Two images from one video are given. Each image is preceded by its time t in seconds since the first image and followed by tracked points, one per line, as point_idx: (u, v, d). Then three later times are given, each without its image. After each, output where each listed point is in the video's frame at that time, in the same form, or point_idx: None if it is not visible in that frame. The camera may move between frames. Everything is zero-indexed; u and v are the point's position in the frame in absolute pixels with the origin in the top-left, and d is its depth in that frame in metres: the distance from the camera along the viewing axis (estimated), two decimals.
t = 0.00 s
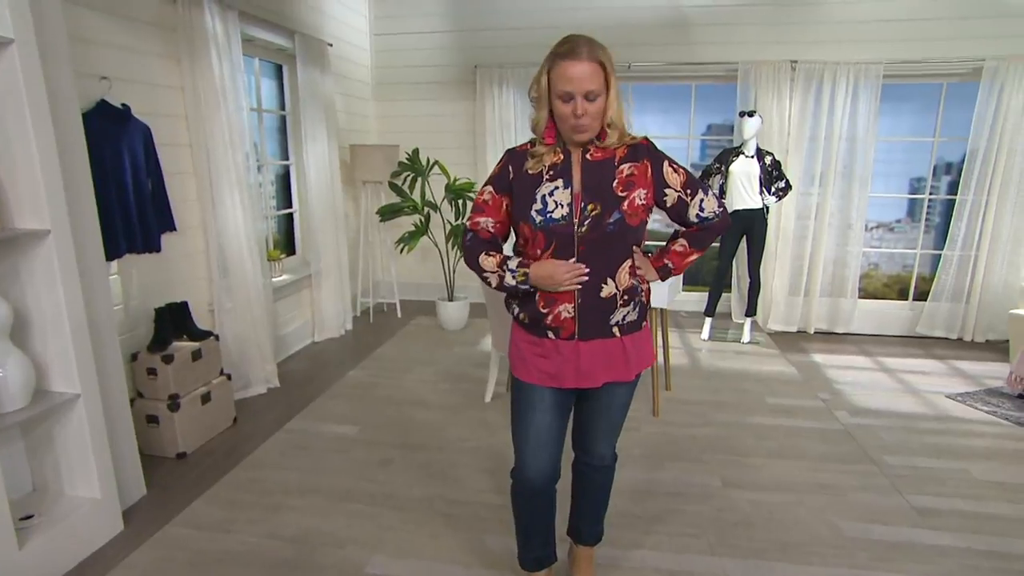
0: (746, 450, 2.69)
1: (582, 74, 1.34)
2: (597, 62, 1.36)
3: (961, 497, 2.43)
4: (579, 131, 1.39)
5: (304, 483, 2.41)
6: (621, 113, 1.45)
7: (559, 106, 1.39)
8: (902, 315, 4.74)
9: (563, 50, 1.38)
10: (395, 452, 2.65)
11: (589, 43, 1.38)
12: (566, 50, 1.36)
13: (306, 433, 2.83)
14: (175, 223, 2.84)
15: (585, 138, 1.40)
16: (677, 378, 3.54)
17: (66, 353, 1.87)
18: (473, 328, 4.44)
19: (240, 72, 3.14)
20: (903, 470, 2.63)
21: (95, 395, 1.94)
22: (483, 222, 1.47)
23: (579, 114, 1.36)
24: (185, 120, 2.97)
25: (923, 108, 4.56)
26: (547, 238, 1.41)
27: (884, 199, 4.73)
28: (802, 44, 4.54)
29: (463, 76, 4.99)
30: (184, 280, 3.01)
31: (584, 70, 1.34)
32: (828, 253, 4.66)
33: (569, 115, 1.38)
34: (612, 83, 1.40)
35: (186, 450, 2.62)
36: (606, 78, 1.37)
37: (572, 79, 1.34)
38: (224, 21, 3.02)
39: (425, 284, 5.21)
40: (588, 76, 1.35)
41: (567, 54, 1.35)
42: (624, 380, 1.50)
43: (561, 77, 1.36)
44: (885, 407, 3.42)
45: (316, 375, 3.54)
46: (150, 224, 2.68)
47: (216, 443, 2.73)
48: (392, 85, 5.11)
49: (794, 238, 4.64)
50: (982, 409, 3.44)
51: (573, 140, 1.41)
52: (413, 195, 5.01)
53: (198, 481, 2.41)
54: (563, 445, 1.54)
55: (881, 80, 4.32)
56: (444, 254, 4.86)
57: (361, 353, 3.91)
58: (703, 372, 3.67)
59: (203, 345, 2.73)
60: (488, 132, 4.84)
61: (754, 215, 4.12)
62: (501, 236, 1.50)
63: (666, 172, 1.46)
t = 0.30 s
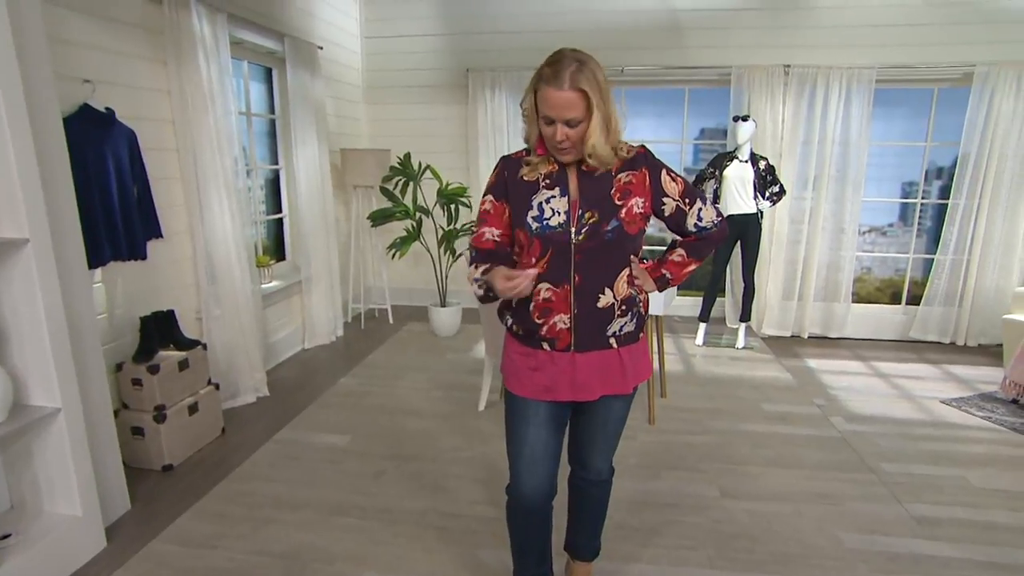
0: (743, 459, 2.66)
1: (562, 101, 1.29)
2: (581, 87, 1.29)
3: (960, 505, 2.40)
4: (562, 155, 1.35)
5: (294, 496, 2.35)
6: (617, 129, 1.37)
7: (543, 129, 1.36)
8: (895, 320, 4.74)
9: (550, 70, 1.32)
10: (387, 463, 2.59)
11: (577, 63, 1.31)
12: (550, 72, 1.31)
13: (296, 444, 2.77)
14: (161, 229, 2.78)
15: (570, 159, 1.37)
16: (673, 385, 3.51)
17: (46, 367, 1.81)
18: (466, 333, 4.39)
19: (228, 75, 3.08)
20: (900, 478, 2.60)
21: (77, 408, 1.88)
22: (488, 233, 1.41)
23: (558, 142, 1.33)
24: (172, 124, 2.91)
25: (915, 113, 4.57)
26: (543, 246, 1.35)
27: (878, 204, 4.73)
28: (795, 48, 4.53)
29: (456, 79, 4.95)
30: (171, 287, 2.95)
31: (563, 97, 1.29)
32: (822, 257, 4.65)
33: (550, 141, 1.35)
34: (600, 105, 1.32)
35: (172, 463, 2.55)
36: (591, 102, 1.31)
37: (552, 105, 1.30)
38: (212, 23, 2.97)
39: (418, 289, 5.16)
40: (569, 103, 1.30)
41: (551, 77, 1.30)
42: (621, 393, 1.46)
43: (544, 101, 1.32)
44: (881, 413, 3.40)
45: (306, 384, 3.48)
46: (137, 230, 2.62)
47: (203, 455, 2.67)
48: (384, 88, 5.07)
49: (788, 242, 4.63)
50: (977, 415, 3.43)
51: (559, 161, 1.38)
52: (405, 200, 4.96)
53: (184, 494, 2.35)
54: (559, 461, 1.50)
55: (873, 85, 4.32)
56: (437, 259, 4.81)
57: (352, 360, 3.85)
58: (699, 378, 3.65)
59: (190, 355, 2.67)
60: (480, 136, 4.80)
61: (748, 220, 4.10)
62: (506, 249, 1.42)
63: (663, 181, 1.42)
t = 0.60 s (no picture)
0: (740, 466, 2.64)
1: (548, 104, 1.26)
2: (566, 89, 1.26)
3: (958, 512, 2.39)
4: (550, 159, 1.32)
5: (285, 507, 2.31)
6: (608, 131, 1.33)
7: (532, 133, 1.32)
8: (890, 324, 4.73)
9: (537, 73, 1.29)
10: (380, 472, 2.55)
11: (565, 65, 1.27)
12: (537, 75, 1.27)
13: (288, 453, 2.72)
14: (149, 235, 2.73)
15: (560, 164, 1.33)
16: (668, 391, 3.49)
17: (28, 378, 1.77)
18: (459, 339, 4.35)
19: (218, 78, 3.04)
20: (898, 485, 2.58)
21: (61, 420, 1.84)
22: (489, 236, 1.35)
23: (546, 145, 1.30)
24: (160, 128, 2.86)
25: (909, 117, 4.57)
26: (537, 254, 1.32)
27: (872, 208, 4.73)
28: (789, 53, 4.53)
29: (449, 83, 4.92)
30: (160, 294, 2.90)
31: (549, 101, 1.25)
32: (817, 262, 4.64)
33: (538, 145, 1.32)
34: (588, 108, 1.28)
35: (160, 474, 2.50)
36: (578, 105, 1.27)
37: (539, 108, 1.27)
38: (202, 26, 2.92)
39: (411, 294, 5.13)
40: (556, 106, 1.26)
41: (538, 80, 1.27)
42: (617, 405, 1.43)
43: (531, 105, 1.29)
44: (877, 418, 3.39)
45: (298, 391, 3.43)
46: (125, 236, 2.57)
47: (192, 465, 2.62)
48: (376, 91, 5.03)
49: (783, 247, 4.62)
50: (973, 420, 3.42)
51: (549, 165, 1.34)
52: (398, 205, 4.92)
53: (172, 506, 2.30)
54: (554, 474, 1.47)
55: (867, 89, 4.32)
56: (431, 264, 4.77)
57: (345, 367, 3.81)
58: (695, 384, 3.63)
59: (179, 363, 2.62)
60: (473, 139, 4.77)
61: (743, 225, 4.09)
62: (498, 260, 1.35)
63: (659, 187, 1.40)
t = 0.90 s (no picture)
0: (737, 470, 2.63)
1: (540, 103, 1.24)
2: (559, 88, 1.24)
3: (955, 516, 2.38)
4: (543, 159, 1.30)
5: (278, 514, 2.28)
6: (601, 132, 1.32)
7: (524, 134, 1.30)
8: (885, 326, 4.74)
9: (529, 73, 1.28)
10: (375, 478, 2.53)
11: (558, 65, 1.26)
12: (529, 74, 1.26)
13: (281, 459, 2.69)
14: (140, 239, 2.71)
15: (552, 165, 1.31)
16: (664, 395, 3.48)
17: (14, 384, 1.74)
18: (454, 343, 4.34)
19: (211, 79, 3.01)
20: (895, 488, 2.58)
21: (48, 427, 1.81)
22: (478, 239, 1.32)
23: (538, 145, 1.28)
24: (152, 130, 2.83)
25: (903, 120, 4.59)
26: (531, 261, 1.30)
27: (866, 210, 4.73)
28: (784, 55, 4.53)
29: (444, 85, 4.91)
30: (151, 299, 2.87)
31: (541, 99, 1.24)
32: (812, 264, 4.64)
33: (531, 145, 1.29)
34: (581, 108, 1.27)
35: (152, 480, 2.47)
36: (571, 104, 1.25)
37: (531, 108, 1.25)
38: (195, 28, 2.90)
39: (406, 297, 5.10)
40: (548, 105, 1.25)
41: (530, 79, 1.25)
42: (611, 411, 1.42)
43: (523, 104, 1.27)
44: (872, 421, 3.39)
45: (292, 396, 3.41)
46: (117, 239, 2.55)
47: (184, 472, 2.59)
48: (371, 93, 5.01)
49: (777, 250, 4.62)
50: (968, 422, 3.43)
51: (542, 167, 1.32)
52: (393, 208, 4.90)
53: (163, 514, 2.27)
54: (548, 482, 1.45)
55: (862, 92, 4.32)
56: (425, 267, 4.75)
57: (339, 370, 3.78)
58: (691, 387, 3.62)
59: (171, 368, 2.59)
60: (468, 141, 4.75)
61: (738, 227, 4.08)
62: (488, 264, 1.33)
63: (653, 192, 1.38)
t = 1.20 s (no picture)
0: (735, 471, 2.63)
1: (538, 99, 1.24)
2: (557, 84, 1.24)
3: (952, 515, 2.38)
4: (539, 157, 1.29)
5: (275, 516, 2.27)
6: (598, 131, 1.32)
7: (520, 132, 1.30)
8: (883, 326, 4.74)
9: (527, 70, 1.27)
10: (373, 480, 2.52)
11: (555, 63, 1.26)
12: (527, 71, 1.25)
13: (278, 461, 2.68)
14: (136, 240, 2.69)
15: (549, 163, 1.30)
16: (662, 396, 3.47)
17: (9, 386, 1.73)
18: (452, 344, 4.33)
19: (207, 80, 3.00)
20: (893, 488, 2.58)
21: (44, 429, 1.80)
22: (461, 235, 1.31)
23: (535, 142, 1.27)
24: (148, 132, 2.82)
25: (900, 120, 4.59)
26: (527, 262, 1.29)
27: (863, 211, 4.74)
28: (781, 56, 4.54)
29: (441, 86, 4.90)
30: (147, 300, 2.85)
31: (539, 96, 1.23)
32: (809, 264, 4.65)
33: (527, 142, 1.29)
34: (578, 106, 1.26)
35: (148, 483, 2.46)
36: (569, 100, 1.25)
37: (528, 104, 1.25)
38: (192, 29, 2.89)
39: (404, 298, 5.10)
40: (546, 101, 1.24)
41: (528, 76, 1.25)
42: (608, 412, 1.42)
43: (520, 101, 1.26)
44: (870, 421, 3.39)
45: (288, 397, 3.39)
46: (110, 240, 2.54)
47: (180, 474, 2.57)
48: (368, 94, 5.01)
49: (775, 250, 4.62)
50: (965, 422, 3.43)
51: (537, 165, 1.31)
52: (390, 209, 4.89)
53: (160, 517, 2.26)
54: (545, 482, 1.45)
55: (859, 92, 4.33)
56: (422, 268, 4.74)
57: (336, 372, 3.77)
58: (689, 388, 3.62)
59: (167, 369, 2.58)
60: (466, 142, 4.75)
61: (736, 228, 4.09)
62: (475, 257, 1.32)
63: (649, 192, 1.38)
